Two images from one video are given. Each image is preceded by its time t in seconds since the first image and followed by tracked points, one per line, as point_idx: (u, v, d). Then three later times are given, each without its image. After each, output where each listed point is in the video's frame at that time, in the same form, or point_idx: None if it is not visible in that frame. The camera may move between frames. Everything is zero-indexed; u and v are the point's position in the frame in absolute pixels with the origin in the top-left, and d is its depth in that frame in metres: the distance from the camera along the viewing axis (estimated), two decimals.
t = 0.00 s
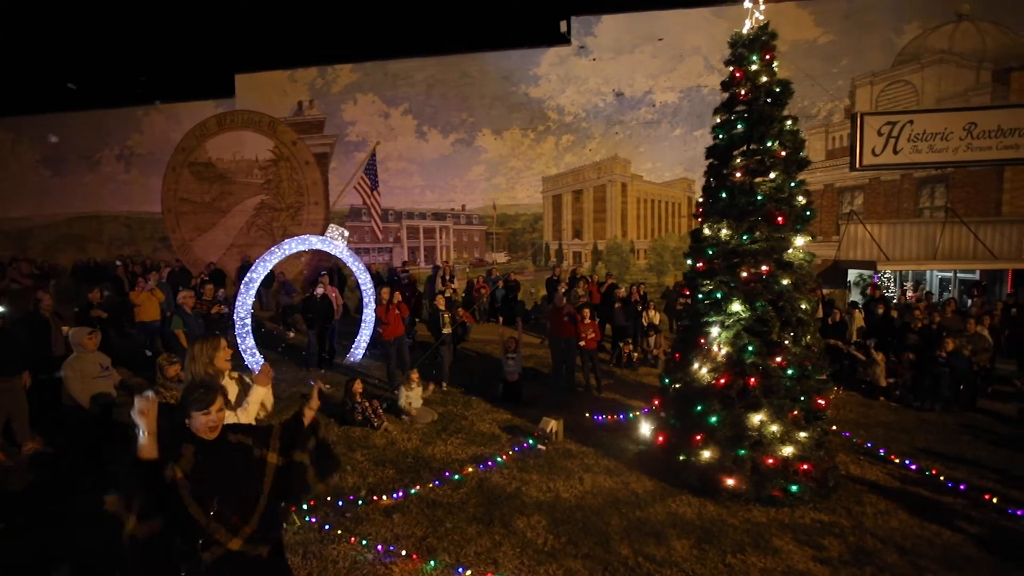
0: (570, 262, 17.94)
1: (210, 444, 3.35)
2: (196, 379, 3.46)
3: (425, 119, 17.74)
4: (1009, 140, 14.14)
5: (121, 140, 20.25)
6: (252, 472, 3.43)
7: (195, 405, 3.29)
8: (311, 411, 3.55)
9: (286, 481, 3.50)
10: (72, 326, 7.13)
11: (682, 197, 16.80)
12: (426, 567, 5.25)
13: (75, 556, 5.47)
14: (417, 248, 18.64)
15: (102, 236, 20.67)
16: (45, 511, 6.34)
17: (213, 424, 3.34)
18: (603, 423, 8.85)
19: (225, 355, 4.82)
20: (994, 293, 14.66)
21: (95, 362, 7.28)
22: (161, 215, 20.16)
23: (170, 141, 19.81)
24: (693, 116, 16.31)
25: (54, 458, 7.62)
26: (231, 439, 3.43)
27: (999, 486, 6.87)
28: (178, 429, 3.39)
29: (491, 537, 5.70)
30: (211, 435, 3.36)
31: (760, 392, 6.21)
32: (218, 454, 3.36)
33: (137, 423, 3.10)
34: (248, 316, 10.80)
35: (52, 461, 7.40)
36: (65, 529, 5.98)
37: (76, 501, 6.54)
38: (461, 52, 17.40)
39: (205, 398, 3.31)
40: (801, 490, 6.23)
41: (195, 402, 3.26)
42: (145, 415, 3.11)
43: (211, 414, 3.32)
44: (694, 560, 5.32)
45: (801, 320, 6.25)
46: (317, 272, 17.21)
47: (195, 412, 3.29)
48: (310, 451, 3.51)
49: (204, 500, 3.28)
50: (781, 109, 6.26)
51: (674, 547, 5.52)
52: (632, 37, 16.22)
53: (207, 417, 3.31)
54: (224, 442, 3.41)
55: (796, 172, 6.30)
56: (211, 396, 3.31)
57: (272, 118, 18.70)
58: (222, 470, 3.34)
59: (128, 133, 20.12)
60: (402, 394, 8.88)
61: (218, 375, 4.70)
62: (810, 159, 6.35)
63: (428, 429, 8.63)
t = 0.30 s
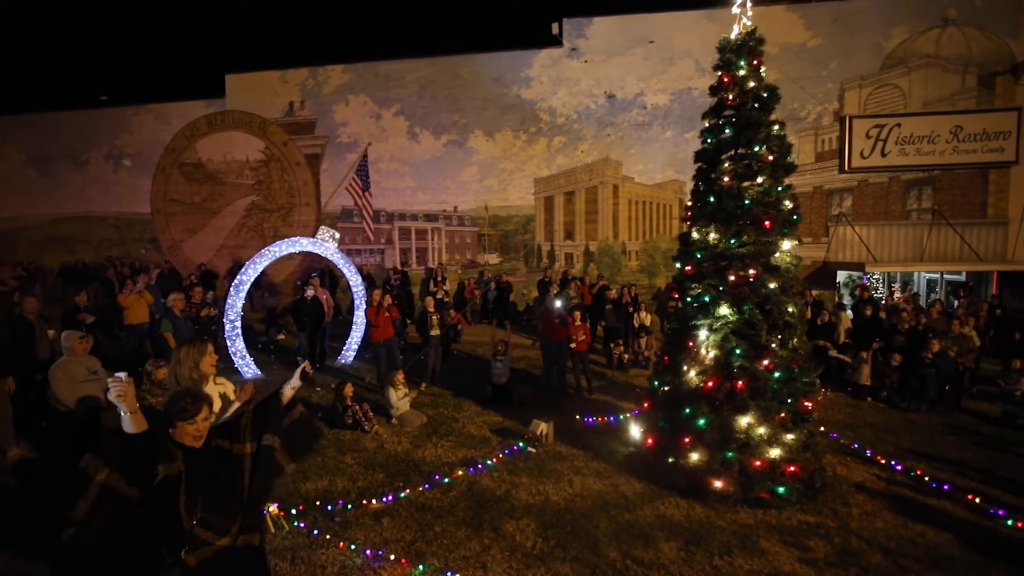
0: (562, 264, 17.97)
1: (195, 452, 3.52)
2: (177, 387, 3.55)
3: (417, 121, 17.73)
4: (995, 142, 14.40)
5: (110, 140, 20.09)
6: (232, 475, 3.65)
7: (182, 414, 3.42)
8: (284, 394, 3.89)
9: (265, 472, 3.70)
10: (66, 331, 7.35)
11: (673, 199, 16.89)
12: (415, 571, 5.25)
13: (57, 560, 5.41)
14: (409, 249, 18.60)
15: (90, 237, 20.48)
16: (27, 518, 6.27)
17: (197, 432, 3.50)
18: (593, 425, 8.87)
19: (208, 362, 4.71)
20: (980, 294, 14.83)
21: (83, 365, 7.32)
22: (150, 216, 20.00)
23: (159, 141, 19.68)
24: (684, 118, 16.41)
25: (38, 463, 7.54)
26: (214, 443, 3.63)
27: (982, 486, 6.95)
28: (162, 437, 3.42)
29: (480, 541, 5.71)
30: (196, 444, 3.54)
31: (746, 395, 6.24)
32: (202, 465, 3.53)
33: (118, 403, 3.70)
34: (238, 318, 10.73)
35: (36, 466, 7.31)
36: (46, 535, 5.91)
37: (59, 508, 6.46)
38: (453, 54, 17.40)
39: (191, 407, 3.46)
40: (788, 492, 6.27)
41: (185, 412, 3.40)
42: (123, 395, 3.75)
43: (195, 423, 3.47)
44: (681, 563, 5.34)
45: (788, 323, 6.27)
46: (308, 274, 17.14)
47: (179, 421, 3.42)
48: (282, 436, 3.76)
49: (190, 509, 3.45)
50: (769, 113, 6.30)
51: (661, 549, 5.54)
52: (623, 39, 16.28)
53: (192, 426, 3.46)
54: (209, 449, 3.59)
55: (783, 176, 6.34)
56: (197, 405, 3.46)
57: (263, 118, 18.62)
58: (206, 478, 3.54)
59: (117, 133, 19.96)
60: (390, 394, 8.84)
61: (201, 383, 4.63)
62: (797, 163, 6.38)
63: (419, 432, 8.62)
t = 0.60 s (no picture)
0: (553, 265, 18.00)
1: (186, 459, 3.52)
2: (167, 396, 3.57)
3: (408, 122, 17.70)
4: (979, 146, 14.64)
5: (98, 141, 19.91)
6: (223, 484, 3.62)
7: (173, 422, 3.44)
8: (274, 404, 3.85)
9: (257, 482, 3.72)
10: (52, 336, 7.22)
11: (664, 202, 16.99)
12: None
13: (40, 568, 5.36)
14: (400, 251, 18.57)
15: (78, 238, 20.29)
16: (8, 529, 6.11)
17: (187, 440, 3.50)
18: (584, 427, 8.90)
19: (193, 368, 4.71)
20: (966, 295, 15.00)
21: (66, 371, 7.18)
22: (139, 218, 19.83)
23: (148, 141, 19.52)
24: (675, 121, 16.50)
25: (22, 468, 7.47)
26: (206, 450, 3.59)
27: (966, 486, 7.02)
28: (152, 446, 3.43)
29: (469, 545, 5.71)
30: (187, 452, 3.53)
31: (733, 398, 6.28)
32: (191, 472, 3.54)
33: (114, 420, 3.73)
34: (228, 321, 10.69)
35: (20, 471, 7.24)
36: (30, 542, 5.86)
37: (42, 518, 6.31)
38: (445, 56, 17.38)
39: (182, 416, 3.45)
40: (775, 494, 6.32)
41: (174, 420, 3.42)
42: (120, 413, 3.76)
43: (186, 431, 3.47)
44: (668, 567, 5.36)
45: (775, 326, 6.32)
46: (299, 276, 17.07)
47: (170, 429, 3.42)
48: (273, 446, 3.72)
49: (177, 519, 3.49)
50: (756, 119, 6.34)
51: (649, 552, 5.57)
52: (615, 41, 16.34)
53: (182, 434, 3.46)
54: (199, 456, 3.57)
55: (770, 181, 6.39)
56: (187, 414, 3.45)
57: (254, 119, 18.53)
58: (196, 486, 3.55)
59: (105, 133, 19.78)
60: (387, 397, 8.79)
61: (184, 389, 4.65)
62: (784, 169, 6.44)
63: (410, 435, 8.61)
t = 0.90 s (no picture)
0: (544, 267, 18.04)
1: (173, 466, 3.52)
2: (154, 403, 3.62)
3: (399, 124, 17.66)
4: (964, 149, 14.83)
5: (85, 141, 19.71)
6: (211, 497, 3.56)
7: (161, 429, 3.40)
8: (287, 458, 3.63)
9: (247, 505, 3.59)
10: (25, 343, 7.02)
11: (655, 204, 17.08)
12: None
13: None
14: (391, 253, 18.52)
15: (65, 240, 20.09)
16: None
17: (178, 446, 3.52)
18: (573, 430, 8.92)
19: (180, 371, 4.75)
20: (951, 297, 15.18)
21: (44, 379, 7.04)
22: (127, 219, 19.66)
23: (136, 141, 19.35)
24: (666, 123, 16.59)
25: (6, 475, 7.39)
26: (191, 463, 3.59)
27: (950, 487, 7.10)
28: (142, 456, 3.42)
29: (458, 550, 5.71)
30: (175, 459, 3.54)
31: (720, 401, 6.31)
32: (178, 478, 3.52)
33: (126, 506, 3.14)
34: (218, 325, 10.62)
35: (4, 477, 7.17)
36: (14, 551, 5.81)
37: (35, 526, 6.29)
38: (435, 57, 17.36)
39: (173, 420, 3.49)
40: (761, 496, 6.36)
41: (163, 424, 3.42)
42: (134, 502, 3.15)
43: (178, 437, 3.49)
44: (655, 569, 5.39)
45: (762, 329, 6.36)
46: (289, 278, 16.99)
47: (162, 434, 3.44)
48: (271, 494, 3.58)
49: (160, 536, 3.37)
50: (743, 124, 6.39)
51: (637, 555, 5.59)
52: (605, 44, 16.40)
53: (173, 440, 3.47)
54: (186, 468, 3.56)
55: (757, 186, 6.43)
56: (179, 418, 3.50)
57: (243, 120, 18.42)
58: (183, 495, 3.49)
59: (92, 134, 19.60)
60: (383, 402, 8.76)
61: (171, 391, 4.67)
62: (770, 173, 6.48)
63: (400, 438, 8.59)
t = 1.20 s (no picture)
0: (536, 268, 18.07)
1: (152, 476, 3.43)
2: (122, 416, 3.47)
3: (391, 124, 17.62)
4: (950, 152, 15.00)
5: (72, 140, 19.52)
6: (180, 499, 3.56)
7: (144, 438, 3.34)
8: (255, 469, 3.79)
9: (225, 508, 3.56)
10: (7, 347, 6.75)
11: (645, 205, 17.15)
12: None
13: None
14: (383, 254, 18.48)
15: (52, 240, 19.89)
16: None
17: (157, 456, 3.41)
18: (563, 431, 8.94)
19: (163, 377, 4.66)
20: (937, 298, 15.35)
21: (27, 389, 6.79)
22: (115, 219, 19.49)
23: (124, 141, 19.18)
24: (656, 125, 16.67)
25: None
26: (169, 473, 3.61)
27: (934, 486, 7.17)
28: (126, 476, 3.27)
29: (446, 553, 5.70)
30: (152, 470, 3.43)
31: (708, 403, 6.34)
32: (157, 488, 3.42)
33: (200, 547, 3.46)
34: (207, 327, 10.57)
35: None
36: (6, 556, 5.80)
37: (34, 528, 6.28)
38: (427, 58, 17.35)
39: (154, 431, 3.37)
40: (749, 497, 6.39)
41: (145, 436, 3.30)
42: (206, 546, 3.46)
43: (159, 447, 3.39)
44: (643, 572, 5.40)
45: (750, 332, 6.38)
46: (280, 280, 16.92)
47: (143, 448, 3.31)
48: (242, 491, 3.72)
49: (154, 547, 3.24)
50: (730, 128, 6.42)
51: (625, 556, 5.61)
52: (596, 46, 16.46)
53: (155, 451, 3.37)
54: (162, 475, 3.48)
55: (744, 190, 6.46)
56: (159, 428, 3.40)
57: (234, 120, 18.33)
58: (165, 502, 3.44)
59: (80, 133, 19.42)
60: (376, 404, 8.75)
61: (154, 398, 4.58)
62: (757, 177, 6.52)
63: (390, 441, 8.57)
